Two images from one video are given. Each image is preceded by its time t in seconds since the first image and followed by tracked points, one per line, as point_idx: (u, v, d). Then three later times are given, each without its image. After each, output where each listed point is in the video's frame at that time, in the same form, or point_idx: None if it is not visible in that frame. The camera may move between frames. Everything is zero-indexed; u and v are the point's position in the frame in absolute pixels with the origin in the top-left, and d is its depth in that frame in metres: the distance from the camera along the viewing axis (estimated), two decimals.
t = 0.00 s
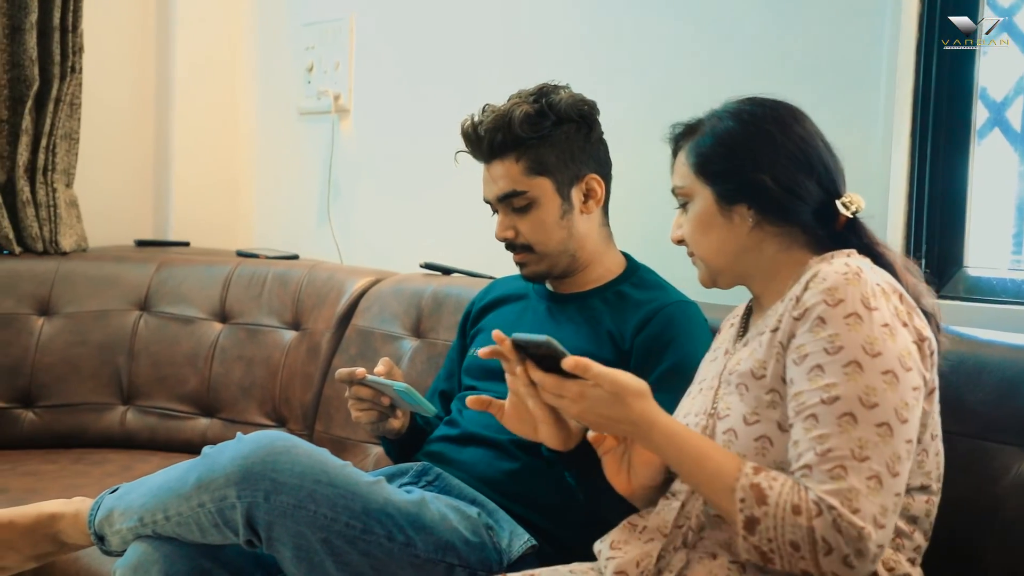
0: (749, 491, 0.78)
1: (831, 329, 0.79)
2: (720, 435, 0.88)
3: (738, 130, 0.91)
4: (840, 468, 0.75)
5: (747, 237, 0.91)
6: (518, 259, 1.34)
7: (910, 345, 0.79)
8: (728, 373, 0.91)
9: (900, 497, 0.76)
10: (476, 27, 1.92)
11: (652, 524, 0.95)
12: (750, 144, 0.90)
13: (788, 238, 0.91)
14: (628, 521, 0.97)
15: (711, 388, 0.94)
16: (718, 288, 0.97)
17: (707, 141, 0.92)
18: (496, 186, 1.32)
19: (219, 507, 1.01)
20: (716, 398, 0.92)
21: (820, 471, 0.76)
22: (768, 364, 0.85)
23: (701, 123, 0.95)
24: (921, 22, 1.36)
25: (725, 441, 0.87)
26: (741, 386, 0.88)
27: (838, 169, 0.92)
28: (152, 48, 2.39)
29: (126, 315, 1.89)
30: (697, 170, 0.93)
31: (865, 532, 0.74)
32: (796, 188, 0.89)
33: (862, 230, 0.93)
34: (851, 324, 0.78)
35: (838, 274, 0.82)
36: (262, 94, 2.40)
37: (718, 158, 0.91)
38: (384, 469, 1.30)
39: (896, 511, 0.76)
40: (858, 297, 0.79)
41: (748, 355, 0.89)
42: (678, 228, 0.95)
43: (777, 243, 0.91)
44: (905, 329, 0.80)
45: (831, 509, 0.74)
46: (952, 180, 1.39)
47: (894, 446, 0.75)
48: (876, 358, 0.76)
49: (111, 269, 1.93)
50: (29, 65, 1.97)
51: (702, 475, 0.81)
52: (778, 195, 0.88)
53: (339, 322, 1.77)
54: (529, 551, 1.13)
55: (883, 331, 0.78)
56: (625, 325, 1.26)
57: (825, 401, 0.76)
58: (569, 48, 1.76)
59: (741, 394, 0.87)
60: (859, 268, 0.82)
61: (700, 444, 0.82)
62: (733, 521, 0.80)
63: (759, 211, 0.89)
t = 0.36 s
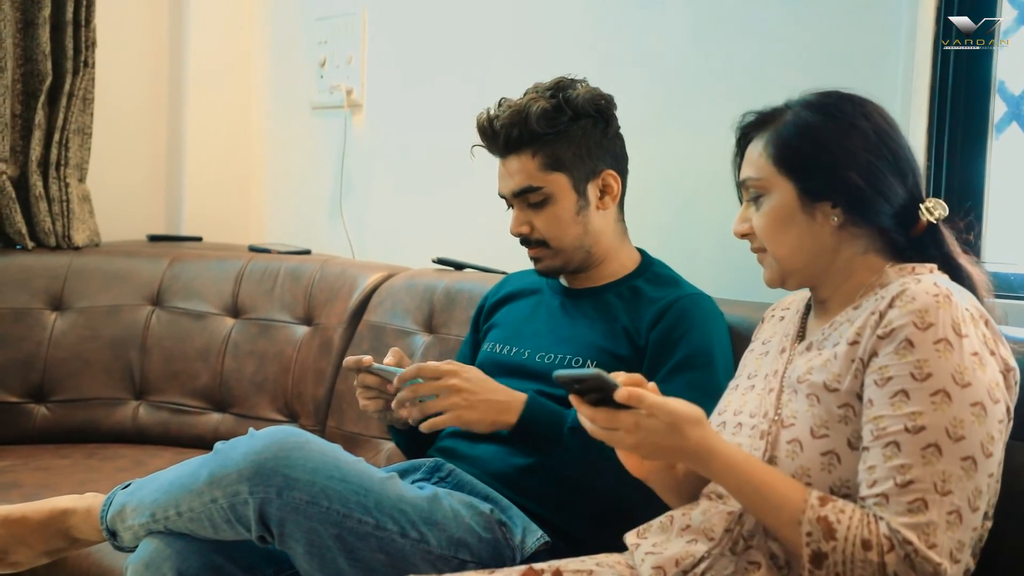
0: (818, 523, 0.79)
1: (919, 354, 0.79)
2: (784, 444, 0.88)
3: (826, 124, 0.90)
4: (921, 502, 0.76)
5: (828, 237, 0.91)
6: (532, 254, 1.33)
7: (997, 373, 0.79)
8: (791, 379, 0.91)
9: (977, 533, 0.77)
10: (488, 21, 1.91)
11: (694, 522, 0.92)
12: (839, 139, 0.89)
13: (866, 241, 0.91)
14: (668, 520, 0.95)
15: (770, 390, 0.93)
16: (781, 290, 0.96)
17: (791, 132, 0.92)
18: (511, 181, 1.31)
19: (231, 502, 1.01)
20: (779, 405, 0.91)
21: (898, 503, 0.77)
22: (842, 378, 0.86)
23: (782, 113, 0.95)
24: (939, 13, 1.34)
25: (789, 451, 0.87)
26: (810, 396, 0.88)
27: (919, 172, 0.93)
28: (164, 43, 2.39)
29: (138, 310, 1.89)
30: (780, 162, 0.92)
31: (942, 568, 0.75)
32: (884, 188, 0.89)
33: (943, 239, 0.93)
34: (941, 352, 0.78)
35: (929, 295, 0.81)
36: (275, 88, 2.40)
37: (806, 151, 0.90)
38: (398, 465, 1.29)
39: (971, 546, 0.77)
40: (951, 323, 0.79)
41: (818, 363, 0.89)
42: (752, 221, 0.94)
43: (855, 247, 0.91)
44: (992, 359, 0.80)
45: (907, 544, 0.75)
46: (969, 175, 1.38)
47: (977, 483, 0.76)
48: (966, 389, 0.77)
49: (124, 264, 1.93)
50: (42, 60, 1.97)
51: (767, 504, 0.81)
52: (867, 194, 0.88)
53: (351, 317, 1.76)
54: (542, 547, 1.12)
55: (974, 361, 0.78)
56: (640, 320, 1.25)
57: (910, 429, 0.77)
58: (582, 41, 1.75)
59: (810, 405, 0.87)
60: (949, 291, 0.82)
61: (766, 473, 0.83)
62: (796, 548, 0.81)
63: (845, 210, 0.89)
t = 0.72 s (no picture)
0: (767, 525, 0.79)
1: (882, 350, 0.77)
2: (763, 446, 0.87)
3: (808, 111, 0.87)
4: (871, 498, 0.74)
5: (801, 225, 0.89)
6: (537, 251, 1.32)
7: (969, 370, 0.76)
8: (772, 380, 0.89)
9: (938, 532, 0.74)
10: (495, 16, 1.90)
11: (684, 524, 0.91)
12: (817, 128, 0.86)
13: (843, 232, 0.89)
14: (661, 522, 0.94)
15: (756, 389, 0.92)
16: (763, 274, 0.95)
17: (775, 118, 0.89)
18: (515, 177, 1.30)
19: (236, 502, 1.00)
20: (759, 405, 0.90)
21: (849, 500, 0.75)
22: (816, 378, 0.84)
23: (773, 95, 0.91)
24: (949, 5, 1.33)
25: (767, 454, 0.86)
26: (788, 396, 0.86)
27: (914, 166, 0.88)
28: (171, 39, 2.39)
29: (144, 307, 1.88)
30: (761, 147, 0.90)
31: (890, 566, 0.73)
32: (860, 182, 0.85)
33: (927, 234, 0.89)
34: (903, 346, 0.76)
35: (900, 289, 0.79)
36: (280, 84, 2.39)
37: (784, 137, 0.88)
38: (404, 463, 1.28)
39: (933, 545, 0.74)
40: (918, 318, 0.77)
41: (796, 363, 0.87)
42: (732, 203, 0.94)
43: (831, 237, 0.89)
44: (965, 353, 0.77)
45: (853, 542, 0.74)
46: (980, 168, 1.36)
47: (934, 480, 0.73)
48: (926, 384, 0.74)
49: (129, 261, 1.93)
50: (48, 56, 1.97)
51: (725, 508, 0.81)
52: (838, 187, 0.85)
53: (357, 313, 1.75)
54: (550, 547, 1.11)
55: (938, 356, 0.75)
56: (646, 313, 1.24)
57: (864, 426, 0.75)
58: (588, 36, 1.74)
59: (787, 405, 0.86)
60: (923, 283, 0.79)
61: (721, 475, 0.83)
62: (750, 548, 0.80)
63: (816, 200, 0.87)
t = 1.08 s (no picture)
0: (727, 540, 0.79)
1: (835, 345, 0.75)
2: (736, 450, 0.85)
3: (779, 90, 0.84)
4: (824, 498, 0.73)
5: (766, 206, 0.87)
6: (544, 251, 1.31)
7: (927, 360, 0.73)
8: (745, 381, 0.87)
9: (899, 530, 0.72)
10: (502, 13, 1.89)
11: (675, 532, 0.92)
12: (787, 106, 0.83)
13: (809, 215, 0.86)
14: (653, 530, 0.95)
15: (735, 390, 0.89)
16: (741, 253, 0.93)
17: (755, 94, 0.87)
18: (520, 178, 1.29)
19: (241, 502, 0.99)
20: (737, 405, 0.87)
21: (807, 501, 0.74)
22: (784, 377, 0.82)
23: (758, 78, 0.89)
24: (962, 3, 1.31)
25: (741, 457, 0.84)
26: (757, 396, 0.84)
27: (893, 157, 0.83)
28: (176, 36, 2.38)
29: (149, 305, 1.88)
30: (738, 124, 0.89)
31: (842, 566, 0.72)
32: (822, 165, 0.82)
33: (893, 227, 0.85)
34: (855, 342, 0.74)
35: (855, 281, 0.77)
36: (285, 82, 2.38)
37: (755, 115, 0.86)
38: (408, 462, 1.27)
39: (894, 542, 0.72)
40: (872, 310, 0.74)
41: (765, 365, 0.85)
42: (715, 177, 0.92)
43: (796, 219, 0.87)
44: (926, 342, 0.74)
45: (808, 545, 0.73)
46: (992, 169, 1.35)
47: (887, 475, 0.71)
48: (876, 378, 0.72)
49: (134, 259, 1.92)
50: (53, 53, 1.96)
51: (689, 531, 0.82)
52: (798, 169, 0.83)
53: (361, 312, 1.74)
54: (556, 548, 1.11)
55: (892, 349, 0.73)
56: (652, 310, 1.23)
57: (816, 424, 0.74)
58: (595, 33, 1.72)
59: (758, 407, 0.83)
60: (881, 273, 0.77)
61: (687, 501, 0.83)
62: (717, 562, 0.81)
63: (777, 180, 0.85)
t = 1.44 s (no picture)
0: (656, 466, 0.79)
1: (806, 317, 0.75)
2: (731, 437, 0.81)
3: (783, 92, 0.82)
4: (745, 452, 0.73)
5: (787, 206, 0.83)
6: (547, 251, 1.30)
7: (894, 348, 0.71)
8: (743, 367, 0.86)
9: (808, 497, 0.71)
10: (511, 11, 1.87)
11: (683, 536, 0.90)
12: (792, 105, 0.82)
13: (829, 210, 0.83)
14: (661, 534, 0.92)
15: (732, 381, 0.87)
16: (746, 269, 0.88)
17: (746, 101, 0.84)
18: (520, 179, 1.28)
19: (247, 503, 0.98)
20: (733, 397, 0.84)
21: (734, 454, 0.74)
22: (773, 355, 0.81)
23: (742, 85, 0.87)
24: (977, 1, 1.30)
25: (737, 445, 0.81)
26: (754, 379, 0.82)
27: (887, 142, 0.85)
28: (184, 35, 2.37)
29: (155, 304, 1.87)
30: (735, 132, 0.85)
31: (742, 516, 0.72)
32: (843, 155, 0.81)
33: (912, 205, 0.85)
34: (823, 317, 0.73)
35: (848, 266, 0.75)
36: (292, 80, 2.37)
37: (760, 120, 0.83)
38: (417, 463, 1.27)
39: (804, 509, 0.71)
40: (851, 289, 0.73)
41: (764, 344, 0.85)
42: (709, 195, 0.88)
43: (815, 216, 0.83)
44: (900, 331, 0.71)
45: (716, 492, 0.74)
46: (1007, 168, 1.34)
47: (810, 443, 0.70)
48: (829, 351, 0.71)
49: (140, 257, 1.91)
50: (60, 51, 1.95)
51: (629, 449, 0.84)
52: (823, 161, 0.80)
53: (369, 311, 1.73)
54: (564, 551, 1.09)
55: (856, 329, 0.71)
56: (657, 306, 1.22)
57: (767, 387, 0.74)
58: (604, 31, 1.71)
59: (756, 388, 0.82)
60: (876, 260, 0.75)
61: (631, 427, 0.85)
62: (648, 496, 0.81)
63: (801, 177, 0.81)
